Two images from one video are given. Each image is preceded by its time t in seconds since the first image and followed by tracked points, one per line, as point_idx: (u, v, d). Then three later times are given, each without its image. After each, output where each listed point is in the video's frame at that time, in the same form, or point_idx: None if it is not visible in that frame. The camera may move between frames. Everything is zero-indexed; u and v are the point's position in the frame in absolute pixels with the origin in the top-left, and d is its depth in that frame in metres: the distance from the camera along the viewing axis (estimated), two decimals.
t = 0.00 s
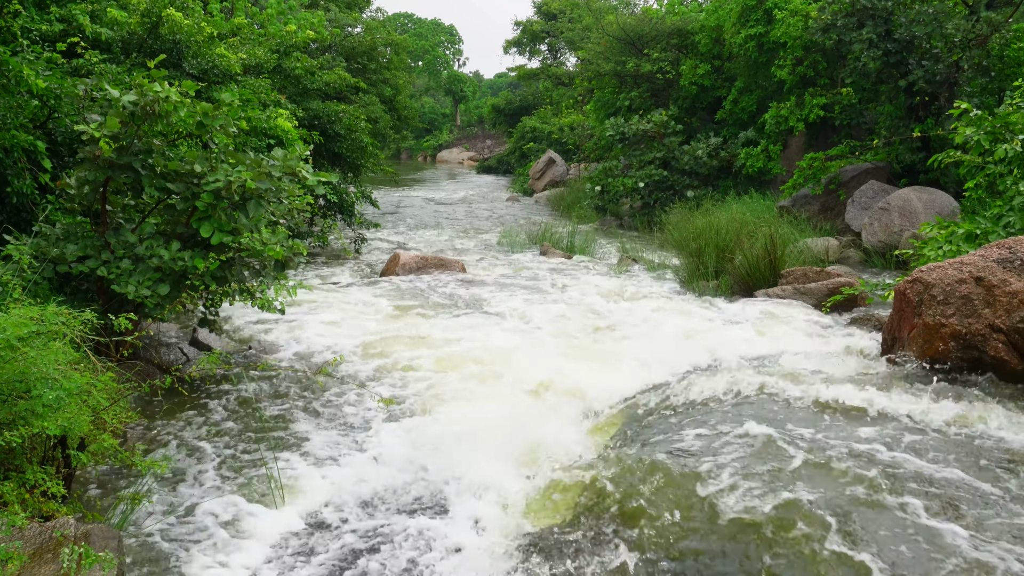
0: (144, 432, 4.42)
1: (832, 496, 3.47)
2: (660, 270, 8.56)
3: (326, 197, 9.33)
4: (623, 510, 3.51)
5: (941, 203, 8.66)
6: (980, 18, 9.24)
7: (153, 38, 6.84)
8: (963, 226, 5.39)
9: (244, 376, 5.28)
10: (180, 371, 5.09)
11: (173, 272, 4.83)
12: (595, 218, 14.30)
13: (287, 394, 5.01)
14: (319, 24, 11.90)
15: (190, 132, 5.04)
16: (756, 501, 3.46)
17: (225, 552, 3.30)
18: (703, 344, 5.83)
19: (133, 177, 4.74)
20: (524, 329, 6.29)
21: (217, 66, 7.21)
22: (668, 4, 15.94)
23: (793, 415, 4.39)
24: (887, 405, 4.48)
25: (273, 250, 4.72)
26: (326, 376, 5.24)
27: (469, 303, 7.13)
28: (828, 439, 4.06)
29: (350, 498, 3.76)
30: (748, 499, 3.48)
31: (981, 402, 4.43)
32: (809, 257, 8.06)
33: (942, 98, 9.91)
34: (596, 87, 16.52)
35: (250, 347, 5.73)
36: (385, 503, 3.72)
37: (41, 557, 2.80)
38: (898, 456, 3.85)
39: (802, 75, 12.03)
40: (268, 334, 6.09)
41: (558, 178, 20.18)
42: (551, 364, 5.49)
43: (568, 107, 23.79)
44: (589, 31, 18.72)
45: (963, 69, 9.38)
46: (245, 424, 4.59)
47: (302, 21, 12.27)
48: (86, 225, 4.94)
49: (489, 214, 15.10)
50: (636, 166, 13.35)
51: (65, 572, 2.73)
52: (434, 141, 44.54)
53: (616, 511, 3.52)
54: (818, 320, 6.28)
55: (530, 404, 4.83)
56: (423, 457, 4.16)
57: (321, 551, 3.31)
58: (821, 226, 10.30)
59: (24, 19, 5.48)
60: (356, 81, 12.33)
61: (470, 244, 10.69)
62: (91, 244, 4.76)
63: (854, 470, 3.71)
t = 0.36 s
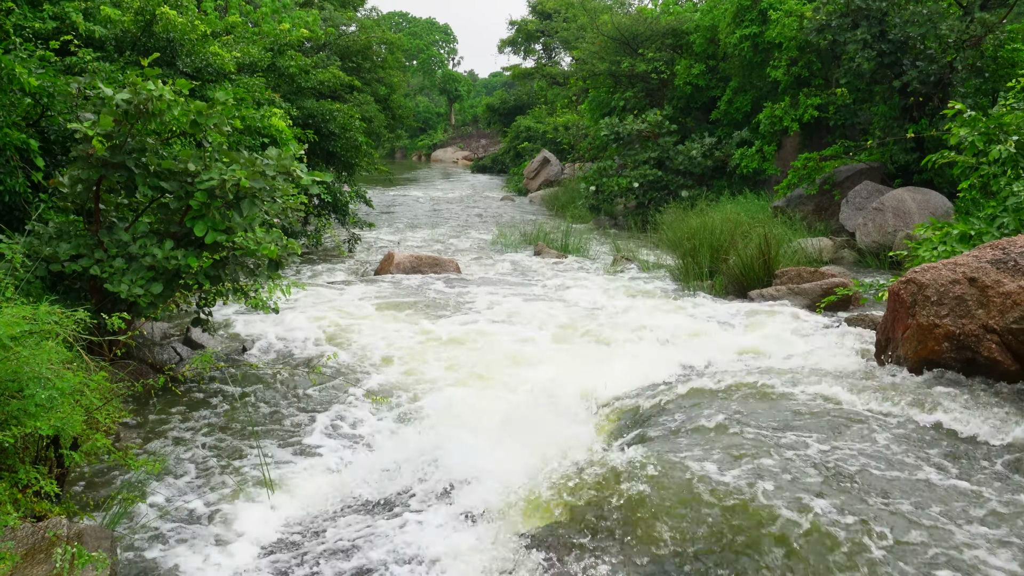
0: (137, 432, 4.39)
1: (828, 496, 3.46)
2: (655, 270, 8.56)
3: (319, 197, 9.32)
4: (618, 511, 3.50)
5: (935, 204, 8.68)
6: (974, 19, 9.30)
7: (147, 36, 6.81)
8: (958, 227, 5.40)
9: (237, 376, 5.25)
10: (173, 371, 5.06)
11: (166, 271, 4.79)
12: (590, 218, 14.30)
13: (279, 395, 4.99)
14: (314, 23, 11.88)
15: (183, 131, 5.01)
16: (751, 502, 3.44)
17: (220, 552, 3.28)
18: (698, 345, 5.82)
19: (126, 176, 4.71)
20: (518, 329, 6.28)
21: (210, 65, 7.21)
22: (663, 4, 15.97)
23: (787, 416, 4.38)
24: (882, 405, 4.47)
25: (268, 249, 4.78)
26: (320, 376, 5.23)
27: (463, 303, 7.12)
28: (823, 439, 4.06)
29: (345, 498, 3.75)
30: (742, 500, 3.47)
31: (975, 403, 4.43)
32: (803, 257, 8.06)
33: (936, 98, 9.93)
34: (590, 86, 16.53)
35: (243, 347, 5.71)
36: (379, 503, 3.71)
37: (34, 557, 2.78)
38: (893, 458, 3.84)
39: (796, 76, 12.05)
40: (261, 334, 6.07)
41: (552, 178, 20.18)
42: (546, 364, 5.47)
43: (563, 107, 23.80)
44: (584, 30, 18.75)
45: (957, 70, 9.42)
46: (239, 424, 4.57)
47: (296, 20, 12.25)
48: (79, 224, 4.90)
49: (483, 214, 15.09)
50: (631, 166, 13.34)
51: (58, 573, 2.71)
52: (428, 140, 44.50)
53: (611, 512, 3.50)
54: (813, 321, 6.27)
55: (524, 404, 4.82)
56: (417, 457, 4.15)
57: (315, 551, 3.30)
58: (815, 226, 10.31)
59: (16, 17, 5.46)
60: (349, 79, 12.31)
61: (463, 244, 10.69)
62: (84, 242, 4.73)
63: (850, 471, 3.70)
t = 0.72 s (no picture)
0: (132, 434, 4.38)
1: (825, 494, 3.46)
2: (650, 271, 8.57)
3: (315, 198, 9.31)
4: (616, 512, 3.49)
5: (929, 204, 8.69)
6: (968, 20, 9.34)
7: (142, 37, 6.80)
8: (952, 227, 5.41)
9: (232, 378, 5.25)
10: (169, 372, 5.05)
11: (161, 272, 4.78)
12: (585, 219, 14.29)
13: (274, 397, 4.98)
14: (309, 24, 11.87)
15: (179, 132, 4.99)
16: (747, 502, 3.45)
17: (215, 553, 3.29)
18: (692, 345, 5.83)
19: (121, 177, 4.70)
20: (513, 330, 6.28)
21: (205, 66, 7.23)
22: (658, 5, 15.99)
23: (783, 416, 4.38)
24: (878, 405, 4.48)
25: (263, 251, 4.71)
26: (315, 377, 5.23)
27: (458, 304, 7.12)
28: (819, 440, 4.06)
29: (340, 498, 3.75)
30: (737, 501, 3.47)
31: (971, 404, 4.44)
32: (799, 257, 8.08)
33: (931, 99, 9.96)
34: (586, 87, 16.54)
35: (239, 349, 5.70)
36: (374, 503, 3.71)
37: (29, 559, 2.77)
38: (889, 459, 3.84)
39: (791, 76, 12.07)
40: (257, 335, 6.06)
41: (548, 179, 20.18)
42: (540, 365, 5.48)
43: (558, 108, 23.82)
44: (580, 31, 18.76)
45: (951, 70, 9.45)
46: (235, 425, 4.56)
47: (292, 21, 12.25)
48: (73, 225, 4.89)
49: (479, 214, 15.09)
50: (626, 166, 13.35)
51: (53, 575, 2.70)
52: (424, 141, 44.48)
53: (608, 513, 3.50)
54: (808, 321, 6.29)
55: (519, 404, 4.83)
56: (412, 457, 4.16)
57: (311, 552, 3.30)
58: (810, 227, 10.32)
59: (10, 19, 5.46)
60: (345, 80, 12.30)
61: (459, 245, 10.68)
62: (79, 244, 4.72)
63: (848, 472, 3.69)
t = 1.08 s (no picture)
0: (127, 436, 4.35)
1: (822, 494, 3.46)
2: (645, 271, 8.57)
3: (310, 198, 9.29)
4: (612, 512, 3.49)
5: (924, 204, 8.72)
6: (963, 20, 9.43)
7: (136, 38, 6.79)
8: (947, 227, 5.42)
9: (227, 379, 5.23)
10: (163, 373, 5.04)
11: (156, 273, 4.76)
12: (580, 219, 14.29)
13: (269, 398, 4.97)
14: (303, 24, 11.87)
15: (173, 133, 4.97)
16: (744, 504, 3.44)
17: (209, 553, 3.28)
18: (687, 345, 5.84)
19: (115, 178, 4.67)
20: (509, 330, 6.28)
21: (200, 66, 7.23)
22: (653, 6, 16.01)
23: (778, 417, 4.38)
24: (874, 405, 4.48)
25: (257, 250, 4.64)
26: (310, 378, 5.22)
27: (454, 305, 7.11)
28: (815, 440, 4.06)
29: (334, 498, 3.75)
30: (733, 502, 3.46)
31: (967, 404, 4.44)
32: (794, 258, 8.09)
33: (926, 99, 10.00)
34: (581, 87, 16.55)
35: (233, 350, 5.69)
36: (369, 503, 3.71)
37: (23, 561, 2.75)
38: (884, 459, 3.84)
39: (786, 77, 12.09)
40: (251, 336, 6.05)
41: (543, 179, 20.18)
42: (535, 365, 5.48)
43: (553, 109, 23.82)
44: (575, 32, 18.78)
45: (946, 70, 9.49)
46: (230, 426, 4.54)
47: (287, 21, 12.23)
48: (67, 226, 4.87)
49: (474, 214, 15.09)
50: (622, 167, 13.35)
51: None
52: (419, 141, 44.45)
53: (604, 513, 3.50)
54: (804, 321, 6.30)
55: (514, 404, 4.83)
56: (408, 458, 4.15)
57: (307, 552, 3.29)
58: (805, 226, 10.33)
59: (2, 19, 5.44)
60: (339, 81, 12.29)
61: (454, 245, 10.67)
62: (74, 245, 4.70)
63: (844, 472, 3.69)
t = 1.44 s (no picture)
0: (123, 435, 4.35)
1: (817, 494, 3.46)
2: (642, 270, 8.58)
3: (306, 197, 9.30)
4: (609, 511, 3.49)
5: (920, 203, 8.74)
6: (958, 20, 9.50)
7: (132, 37, 6.79)
8: (942, 226, 5.44)
9: (223, 378, 5.23)
10: (159, 372, 5.03)
11: (152, 272, 4.75)
12: (577, 218, 14.29)
13: (265, 397, 4.96)
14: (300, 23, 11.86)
15: (170, 131, 4.95)
16: (740, 502, 3.44)
17: (206, 553, 3.27)
18: (684, 345, 5.84)
19: (111, 177, 4.66)
20: (506, 329, 6.28)
21: (196, 66, 7.24)
22: (649, 5, 16.02)
23: (774, 416, 4.39)
24: (869, 404, 4.49)
25: (254, 250, 4.72)
26: (307, 378, 5.22)
27: (450, 304, 7.11)
28: (811, 440, 4.06)
29: (331, 497, 3.74)
30: (728, 500, 3.47)
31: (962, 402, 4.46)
32: (790, 257, 8.11)
33: (922, 98, 10.03)
34: (578, 86, 16.57)
35: (229, 349, 5.68)
36: (365, 502, 3.71)
37: (19, 561, 2.75)
38: (880, 457, 3.85)
39: (782, 76, 12.10)
40: (247, 335, 6.04)
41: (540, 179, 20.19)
42: (532, 365, 5.47)
43: (550, 108, 23.83)
44: (572, 31, 18.79)
45: (942, 70, 9.52)
46: (225, 426, 4.54)
47: (283, 20, 12.22)
48: (64, 225, 4.86)
49: (470, 214, 15.09)
50: (618, 166, 13.35)
51: None
52: (416, 140, 44.44)
53: (601, 511, 3.50)
54: (800, 320, 6.31)
55: (512, 404, 4.83)
56: (404, 458, 4.14)
57: (304, 551, 3.29)
58: (802, 226, 10.35)
59: None
60: (336, 80, 12.29)
61: (450, 244, 10.67)
62: (70, 244, 4.69)
63: (840, 470, 3.69)
